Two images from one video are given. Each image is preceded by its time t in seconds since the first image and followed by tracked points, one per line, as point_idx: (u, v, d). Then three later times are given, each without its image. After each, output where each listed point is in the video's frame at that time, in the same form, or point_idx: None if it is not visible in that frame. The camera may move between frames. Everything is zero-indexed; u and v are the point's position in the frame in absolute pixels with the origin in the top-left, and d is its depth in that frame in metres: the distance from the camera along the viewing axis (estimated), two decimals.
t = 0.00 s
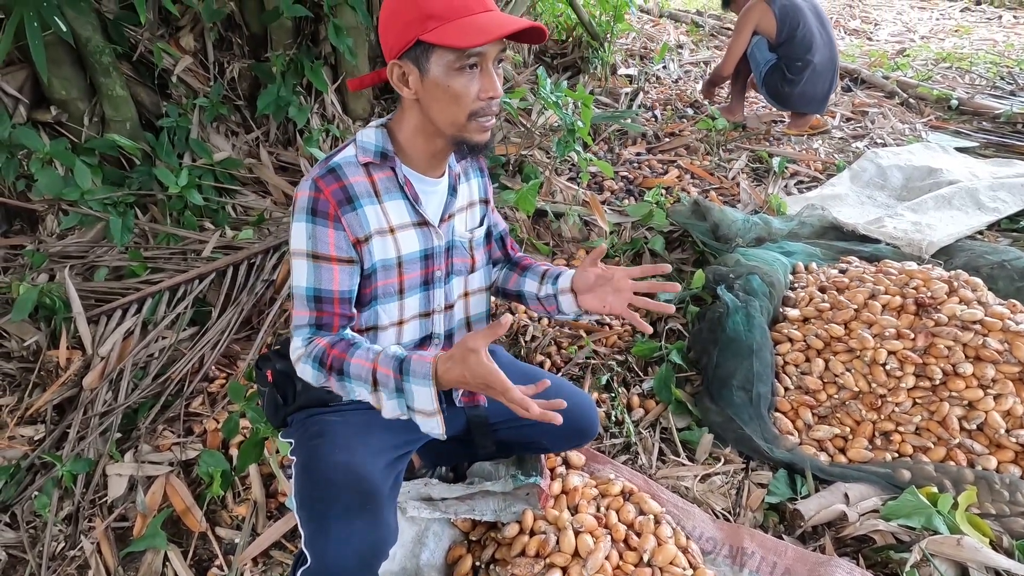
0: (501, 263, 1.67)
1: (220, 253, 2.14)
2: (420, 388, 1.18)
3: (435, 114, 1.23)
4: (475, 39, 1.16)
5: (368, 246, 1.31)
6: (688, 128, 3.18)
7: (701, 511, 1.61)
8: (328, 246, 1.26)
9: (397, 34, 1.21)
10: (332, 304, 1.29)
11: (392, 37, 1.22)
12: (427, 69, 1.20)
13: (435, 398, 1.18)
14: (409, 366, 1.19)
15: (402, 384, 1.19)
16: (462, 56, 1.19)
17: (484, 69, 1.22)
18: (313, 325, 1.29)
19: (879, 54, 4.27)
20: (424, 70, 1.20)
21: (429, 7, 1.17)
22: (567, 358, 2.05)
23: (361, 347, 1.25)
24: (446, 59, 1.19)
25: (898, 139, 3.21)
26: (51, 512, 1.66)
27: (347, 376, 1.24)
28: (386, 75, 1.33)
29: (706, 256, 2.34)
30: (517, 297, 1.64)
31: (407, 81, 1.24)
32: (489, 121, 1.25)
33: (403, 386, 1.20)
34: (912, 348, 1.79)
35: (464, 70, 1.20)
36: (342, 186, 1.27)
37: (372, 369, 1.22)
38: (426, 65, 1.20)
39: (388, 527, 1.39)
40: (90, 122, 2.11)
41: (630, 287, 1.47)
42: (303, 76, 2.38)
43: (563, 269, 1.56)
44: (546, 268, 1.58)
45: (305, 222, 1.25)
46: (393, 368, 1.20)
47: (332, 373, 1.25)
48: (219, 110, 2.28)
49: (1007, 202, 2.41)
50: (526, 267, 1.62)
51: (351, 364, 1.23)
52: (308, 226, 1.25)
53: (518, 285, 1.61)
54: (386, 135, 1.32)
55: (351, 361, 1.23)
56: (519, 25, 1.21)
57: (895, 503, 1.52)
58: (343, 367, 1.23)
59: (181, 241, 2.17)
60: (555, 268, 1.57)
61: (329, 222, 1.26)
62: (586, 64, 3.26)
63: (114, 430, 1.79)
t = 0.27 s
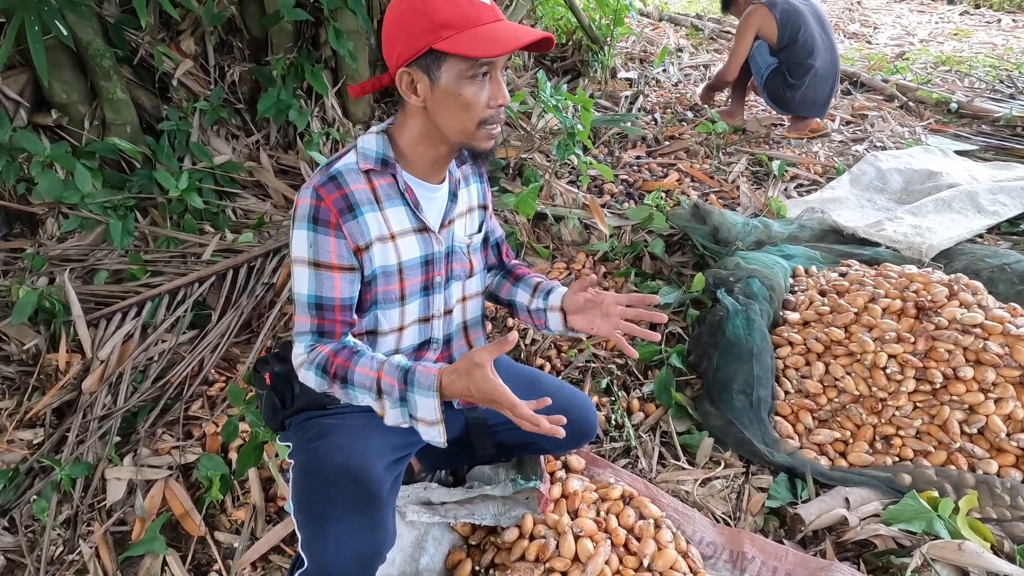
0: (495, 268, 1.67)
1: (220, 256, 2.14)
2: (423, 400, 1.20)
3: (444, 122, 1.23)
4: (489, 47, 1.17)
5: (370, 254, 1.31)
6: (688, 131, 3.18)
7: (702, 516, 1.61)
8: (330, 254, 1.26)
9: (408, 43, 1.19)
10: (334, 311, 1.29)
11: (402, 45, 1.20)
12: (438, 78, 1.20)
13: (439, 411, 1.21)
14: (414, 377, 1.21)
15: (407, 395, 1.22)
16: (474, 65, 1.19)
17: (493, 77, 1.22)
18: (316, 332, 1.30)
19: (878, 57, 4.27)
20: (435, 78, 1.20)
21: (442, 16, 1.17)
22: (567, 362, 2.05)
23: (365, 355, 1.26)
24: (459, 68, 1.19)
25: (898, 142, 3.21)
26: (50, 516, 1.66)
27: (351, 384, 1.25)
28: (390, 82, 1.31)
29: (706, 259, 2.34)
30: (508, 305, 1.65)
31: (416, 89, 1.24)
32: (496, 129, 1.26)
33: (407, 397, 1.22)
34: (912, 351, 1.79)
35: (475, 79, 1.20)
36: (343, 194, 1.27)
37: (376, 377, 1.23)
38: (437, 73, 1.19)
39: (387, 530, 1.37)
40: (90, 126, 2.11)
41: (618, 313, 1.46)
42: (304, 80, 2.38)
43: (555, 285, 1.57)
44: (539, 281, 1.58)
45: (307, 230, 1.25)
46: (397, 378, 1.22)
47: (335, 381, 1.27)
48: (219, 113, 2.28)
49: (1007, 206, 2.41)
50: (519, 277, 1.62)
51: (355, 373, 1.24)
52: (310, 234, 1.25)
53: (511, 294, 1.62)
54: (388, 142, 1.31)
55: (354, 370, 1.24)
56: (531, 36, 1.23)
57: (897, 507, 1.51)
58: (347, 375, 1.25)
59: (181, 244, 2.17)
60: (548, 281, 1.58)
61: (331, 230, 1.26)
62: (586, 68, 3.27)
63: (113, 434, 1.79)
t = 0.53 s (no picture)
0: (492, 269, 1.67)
1: (219, 259, 2.14)
2: (429, 397, 1.20)
3: (436, 125, 1.23)
4: (480, 53, 1.17)
5: (368, 257, 1.31)
6: (687, 134, 3.19)
7: (700, 519, 1.61)
8: (328, 258, 1.26)
9: (400, 45, 1.19)
10: (334, 315, 1.29)
11: (393, 49, 1.20)
12: (430, 81, 1.20)
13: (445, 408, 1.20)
14: (419, 374, 1.21)
15: (412, 394, 1.22)
16: (467, 69, 1.19)
17: (485, 82, 1.22)
18: (316, 337, 1.30)
19: (877, 60, 4.28)
20: (427, 82, 1.20)
21: (434, 20, 1.17)
22: (566, 364, 2.05)
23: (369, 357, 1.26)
24: (450, 72, 1.19)
25: (897, 145, 3.21)
26: (48, 519, 1.66)
27: (355, 387, 1.25)
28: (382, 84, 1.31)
29: (705, 261, 2.33)
30: (505, 306, 1.65)
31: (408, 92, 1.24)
32: (488, 133, 1.26)
33: (412, 395, 1.22)
34: (911, 354, 1.79)
35: (467, 83, 1.20)
36: (340, 198, 1.27)
37: (380, 378, 1.24)
38: (429, 77, 1.19)
39: (384, 533, 1.37)
40: (90, 128, 2.11)
41: (607, 310, 1.49)
42: (303, 83, 2.39)
43: (551, 282, 1.58)
44: (535, 279, 1.59)
45: (304, 234, 1.25)
46: (402, 377, 1.22)
47: (338, 385, 1.27)
48: (219, 116, 2.29)
49: (1006, 208, 2.41)
50: (515, 276, 1.62)
51: (359, 374, 1.24)
52: (307, 239, 1.25)
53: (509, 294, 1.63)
54: (383, 145, 1.31)
55: (358, 371, 1.24)
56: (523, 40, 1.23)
57: (895, 511, 1.50)
58: (350, 378, 1.25)
59: (180, 246, 2.17)
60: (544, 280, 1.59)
61: (328, 234, 1.26)
62: (586, 71, 3.27)
63: (111, 436, 1.78)
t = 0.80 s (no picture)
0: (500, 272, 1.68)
1: (219, 261, 2.14)
2: (423, 452, 1.28)
3: (420, 126, 1.23)
4: (460, 63, 1.16)
5: (360, 252, 1.31)
6: (686, 136, 3.19)
7: (698, 521, 1.60)
8: (322, 252, 1.26)
9: (388, 44, 1.20)
10: (331, 310, 1.29)
11: (383, 46, 1.22)
12: (413, 82, 1.20)
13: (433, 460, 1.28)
14: (423, 426, 1.28)
15: (409, 440, 1.28)
16: (449, 74, 1.18)
17: (470, 89, 1.21)
18: (316, 334, 1.29)
19: (877, 63, 4.28)
20: (411, 83, 1.21)
21: (421, 23, 1.17)
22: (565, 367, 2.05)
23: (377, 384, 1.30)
24: (433, 76, 1.19)
25: (896, 147, 3.22)
26: (47, 521, 1.65)
27: (356, 408, 1.28)
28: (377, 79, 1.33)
29: (704, 263, 2.33)
30: (515, 320, 1.67)
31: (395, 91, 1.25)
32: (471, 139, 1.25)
33: (409, 441, 1.28)
34: (909, 356, 1.79)
35: (450, 87, 1.20)
36: (331, 193, 1.28)
37: (385, 411, 1.29)
38: (413, 78, 1.20)
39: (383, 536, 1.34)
40: (91, 131, 2.11)
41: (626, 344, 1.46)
42: (303, 85, 2.39)
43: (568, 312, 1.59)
44: (551, 304, 1.60)
45: (297, 230, 1.25)
46: (405, 420, 1.29)
47: (340, 398, 1.28)
48: (219, 119, 2.29)
49: (1005, 211, 2.41)
50: (528, 294, 1.63)
51: (364, 398, 1.28)
52: (301, 234, 1.25)
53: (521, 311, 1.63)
54: (373, 143, 1.32)
55: (364, 394, 1.28)
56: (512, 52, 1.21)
57: (892, 514, 1.50)
58: (354, 398, 1.28)
59: (180, 248, 2.17)
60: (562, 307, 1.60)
61: (321, 228, 1.26)
62: (585, 73, 3.28)
63: (111, 438, 1.78)
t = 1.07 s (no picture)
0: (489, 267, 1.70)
1: (220, 263, 2.15)
2: (474, 345, 1.18)
3: (416, 129, 1.24)
4: (456, 69, 1.17)
5: (370, 252, 1.31)
6: (686, 138, 3.20)
7: (699, 522, 1.60)
8: (340, 250, 1.25)
9: (393, 45, 1.23)
10: (359, 304, 1.27)
11: (388, 46, 1.24)
12: (412, 83, 1.21)
13: (488, 357, 1.18)
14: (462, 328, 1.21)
15: (455, 349, 1.20)
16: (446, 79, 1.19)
17: (468, 95, 1.22)
18: (348, 331, 1.26)
19: (877, 64, 4.29)
20: (409, 84, 1.22)
21: (424, 26, 1.19)
22: (566, 368, 2.05)
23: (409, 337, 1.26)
24: (431, 79, 1.19)
25: (896, 149, 3.22)
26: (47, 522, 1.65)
27: (399, 366, 1.23)
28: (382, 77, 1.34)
29: (704, 264, 2.33)
30: (515, 288, 1.67)
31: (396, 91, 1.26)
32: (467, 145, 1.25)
33: (457, 352, 1.20)
34: (909, 358, 1.79)
35: (448, 92, 1.21)
36: (340, 193, 1.27)
37: (424, 348, 1.23)
38: (411, 79, 1.21)
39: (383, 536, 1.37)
40: (92, 133, 2.12)
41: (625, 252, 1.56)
42: (304, 87, 2.40)
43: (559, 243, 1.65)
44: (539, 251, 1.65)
45: (311, 231, 1.24)
46: (445, 338, 1.22)
47: (382, 369, 1.23)
48: (221, 120, 2.30)
49: (1004, 213, 2.41)
50: (519, 257, 1.67)
51: (403, 354, 1.23)
52: (315, 235, 1.23)
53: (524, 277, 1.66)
54: (374, 146, 1.33)
55: (403, 349, 1.23)
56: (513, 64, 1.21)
57: (893, 515, 1.51)
58: (394, 358, 1.22)
59: (181, 250, 2.17)
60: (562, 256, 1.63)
61: (335, 227, 1.25)
62: (586, 75, 3.29)
63: (112, 440, 1.79)
